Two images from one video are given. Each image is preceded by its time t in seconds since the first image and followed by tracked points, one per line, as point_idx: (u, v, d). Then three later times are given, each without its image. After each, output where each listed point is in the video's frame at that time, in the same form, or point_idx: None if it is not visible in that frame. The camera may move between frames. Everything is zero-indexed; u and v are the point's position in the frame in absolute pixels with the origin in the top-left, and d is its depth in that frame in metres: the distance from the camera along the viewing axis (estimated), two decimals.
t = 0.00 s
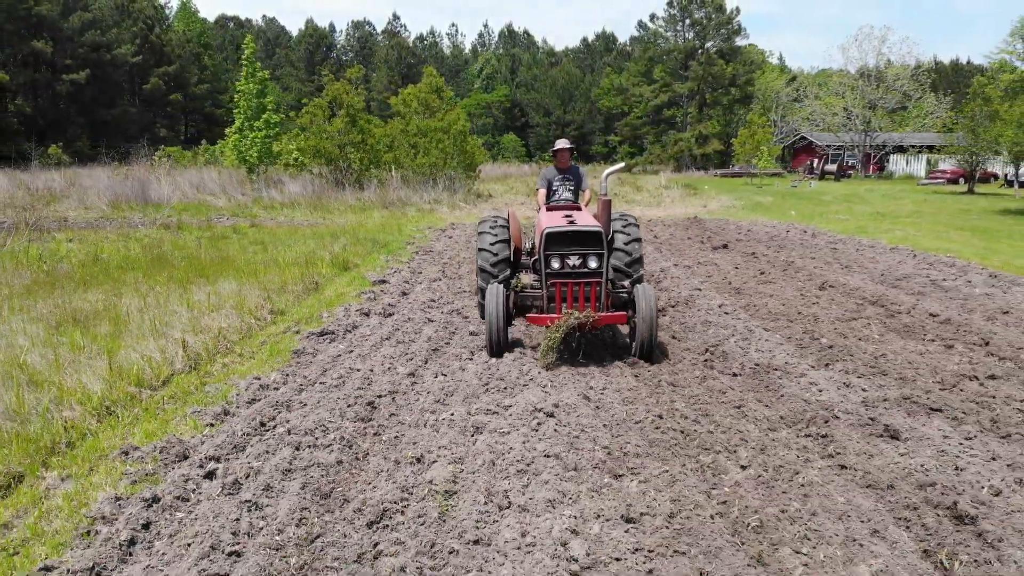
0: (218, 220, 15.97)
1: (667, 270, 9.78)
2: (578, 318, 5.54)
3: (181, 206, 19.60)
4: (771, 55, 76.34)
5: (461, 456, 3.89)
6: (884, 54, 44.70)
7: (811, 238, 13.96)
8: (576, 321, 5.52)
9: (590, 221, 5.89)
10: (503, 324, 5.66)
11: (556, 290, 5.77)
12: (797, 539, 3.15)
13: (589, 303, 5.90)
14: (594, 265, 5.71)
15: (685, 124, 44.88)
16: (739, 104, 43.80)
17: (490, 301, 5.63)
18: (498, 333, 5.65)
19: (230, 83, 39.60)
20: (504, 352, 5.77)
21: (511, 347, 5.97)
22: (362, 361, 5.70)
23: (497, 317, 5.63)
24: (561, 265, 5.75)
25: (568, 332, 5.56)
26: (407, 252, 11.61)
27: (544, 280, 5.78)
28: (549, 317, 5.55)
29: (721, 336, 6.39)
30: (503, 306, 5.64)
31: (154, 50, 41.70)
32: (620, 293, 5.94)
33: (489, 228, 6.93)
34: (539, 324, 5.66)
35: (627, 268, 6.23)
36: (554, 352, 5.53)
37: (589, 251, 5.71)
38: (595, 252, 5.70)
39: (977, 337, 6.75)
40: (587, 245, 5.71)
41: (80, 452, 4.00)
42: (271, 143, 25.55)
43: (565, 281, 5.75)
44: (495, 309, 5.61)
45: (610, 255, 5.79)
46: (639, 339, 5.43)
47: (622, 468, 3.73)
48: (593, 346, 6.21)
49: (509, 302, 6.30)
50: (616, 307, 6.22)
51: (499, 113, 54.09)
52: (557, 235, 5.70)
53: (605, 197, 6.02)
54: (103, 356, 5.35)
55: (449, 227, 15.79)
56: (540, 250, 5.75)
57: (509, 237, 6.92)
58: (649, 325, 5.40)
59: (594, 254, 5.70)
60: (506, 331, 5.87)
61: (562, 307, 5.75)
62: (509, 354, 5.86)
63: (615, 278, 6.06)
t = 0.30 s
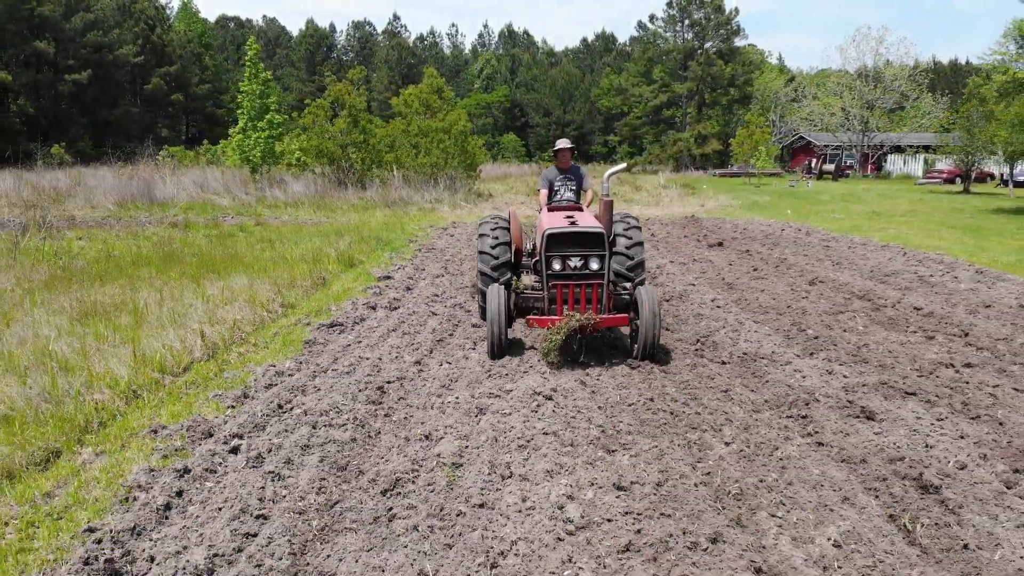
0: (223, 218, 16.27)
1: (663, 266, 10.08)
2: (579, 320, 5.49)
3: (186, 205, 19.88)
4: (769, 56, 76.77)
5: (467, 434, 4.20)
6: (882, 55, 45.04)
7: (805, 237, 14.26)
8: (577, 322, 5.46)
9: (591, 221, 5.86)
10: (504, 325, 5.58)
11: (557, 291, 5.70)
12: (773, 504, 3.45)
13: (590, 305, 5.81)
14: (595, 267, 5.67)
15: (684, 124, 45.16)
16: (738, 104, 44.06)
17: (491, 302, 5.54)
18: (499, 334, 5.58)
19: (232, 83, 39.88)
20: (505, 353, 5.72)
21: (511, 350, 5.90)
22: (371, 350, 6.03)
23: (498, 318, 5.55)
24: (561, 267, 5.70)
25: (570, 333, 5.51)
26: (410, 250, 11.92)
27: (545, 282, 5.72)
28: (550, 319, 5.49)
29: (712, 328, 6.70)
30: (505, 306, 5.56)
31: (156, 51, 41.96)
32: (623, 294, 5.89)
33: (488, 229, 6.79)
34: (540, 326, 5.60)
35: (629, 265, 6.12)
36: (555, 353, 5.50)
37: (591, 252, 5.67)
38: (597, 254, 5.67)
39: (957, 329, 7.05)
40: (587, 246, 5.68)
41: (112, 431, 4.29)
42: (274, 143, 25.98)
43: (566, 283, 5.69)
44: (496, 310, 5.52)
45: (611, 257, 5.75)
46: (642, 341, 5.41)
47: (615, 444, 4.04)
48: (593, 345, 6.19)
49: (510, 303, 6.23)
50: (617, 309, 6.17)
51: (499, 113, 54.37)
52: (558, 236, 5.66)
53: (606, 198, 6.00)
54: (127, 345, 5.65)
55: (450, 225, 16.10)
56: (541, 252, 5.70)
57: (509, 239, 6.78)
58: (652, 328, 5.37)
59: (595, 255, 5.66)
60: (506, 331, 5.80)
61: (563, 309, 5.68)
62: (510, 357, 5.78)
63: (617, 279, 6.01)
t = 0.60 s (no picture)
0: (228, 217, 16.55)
1: (660, 264, 10.38)
2: (580, 320, 5.57)
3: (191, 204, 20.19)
4: (768, 57, 77.15)
5: (472, 416, 4.52)
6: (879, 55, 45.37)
7: (800, 235, 14.58)
8: (578, 323, 5.54)
9: (593, 220, 5.97)
10: (503, 325, 5.63)
11: (558, 291, 5.83)
12: (753, 476, 3.76)
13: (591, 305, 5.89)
14: (597, 267, 5.77)
15: (683, 124, 45.50)
16: (736, 104, 44.36)
17: (490, 302, 5.58)
18: (499, 333, 5.62)
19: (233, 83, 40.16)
20: (504, 354, 5.74)
21: (510, 352, 5.92)
22: (379, 340, 6.38)
23: (497, 318, 5.59)
24: (562, 266, 5.82)
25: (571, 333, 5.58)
26: (413, 247, 12.23)
27: (546, 281, 5.82)
28: (550, 319, 5.58)
29: (704, 320, 7.02)
30: (504, 309, 5.58)
31: (157, 51, 42.21)
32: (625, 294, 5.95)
33: (488, 234, 6.85)
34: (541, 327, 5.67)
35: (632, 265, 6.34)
36: (556, 353, 5.57)
37: (592, 252, 5.79)
38: (598, 253, 5.77)
39: (939, 321, 7.38)
40: (589, 246, 5.79)
41: (140, 412, 4.59)
42: (277, 143, 26.35)
43: (568, 282, 5.80)
44: (495, 310, 5.56)
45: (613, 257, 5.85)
46: (644, 340, 5.42)
47: (610, 424, 4.35)
48: (595, 348, 6.20)
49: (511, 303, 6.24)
50: (618, 309, 6.24)
51: (499, 113, 54.67)
52: (559, 235, 5.78)
53: (608, 198, 6.10)
54: (148, 335, 5.96)
55: (451, 224, 16.40)
56: (542, 251, 5.81)
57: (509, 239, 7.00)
58: (653, 328, 5.38)
59: (597, 255, 5.77)
60: (507, 332, 5.83)
61: (564, 308, 5.78)
62: (509, 359, 5.80)
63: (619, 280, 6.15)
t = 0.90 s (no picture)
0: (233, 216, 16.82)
1: (656, 261, 10.66)
2: (581, 322, 5.40)
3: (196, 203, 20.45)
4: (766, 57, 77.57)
5: (476, 400, 4.80)
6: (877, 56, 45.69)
7: (795, 234, 14.88)
8: (579, 326, 5.37)
9: (595, 221, 5.92)
10: (502, 324, 5.60)
11: (558, 292, 5.75)
12: (738, 452, 4.05)
13: (592, 307, 5.82)
14: (598, 268, 5.71)
15: (683, 124, 45.81)
16: (735, 104, 44.62)
17: (489, 301, 5.52)
18: (497, 333, 5.59)
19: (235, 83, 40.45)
20: (504, 355, 5.72)
21: (509, 354, 5.84)
22: (386, 331, 6.69)
23: (496, 317, 5.55)
24: (563, 268, 5.75)
25: (571, 335, 5.43)
26: (416, 244, 12.53)
27: (546, 281, 5.74)
28: (550, 320, 5.45)
29: (698, 314, 7.29)
30: (504, 309, 5.54)
31: (159, 52, 42.46)
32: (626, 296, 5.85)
33: (489, 232, 7.04)
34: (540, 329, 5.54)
35: (633, 268, 6.28)
36: (556, 355, 5.42)
37: (593, 253, 5.72)
38: (599, 255, 5.70)
39: (923, 315, 7.67)
40: (590, 247, 5.72)
41: (164, 396, 4.88)
42: (279, 143, 26.64)
43: (569, 284, 5.73)
44: (495, 310, 5.52)
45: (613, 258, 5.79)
46: (645, 343, 5.30)
47: (605, 407, 4.64)
48: (594, 350, 6.11)
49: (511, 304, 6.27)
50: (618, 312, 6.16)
51: (499, 113, 54.97)
52: (559, 236, 5.72)
53: (611, 198, 6.05)
54: (167, 326, 6.25)
55: (452, 223, 16.69)
56: (543, 252, 5.73)
57: (510, 237, 7.28)
58: (656, 331, 5.26)
59: (598, 257, 5.70)
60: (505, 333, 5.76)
61: (565, 309, 5.73)
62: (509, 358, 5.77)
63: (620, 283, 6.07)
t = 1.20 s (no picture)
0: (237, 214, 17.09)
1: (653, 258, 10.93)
2: (584, 326, 5.36)
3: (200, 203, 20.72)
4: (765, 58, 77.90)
5: (479, 387, 5.08)
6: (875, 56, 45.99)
7: (790, 232, 15.17)
8: (582, 330, 5.33)
9: (597, 223, 6.06)
10: (504, 328, 5.52)
11: (561, 294, 5.87)
12: (723, 432, 4.35)
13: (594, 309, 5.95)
14: (601, 271, 5.83)
15: (682, 125, 46.10)
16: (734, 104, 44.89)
17: (491, 304, 5.47)
18: (499, 335, 5.49)
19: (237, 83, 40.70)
20: (506, 360, 5.63)
21: (513, 357, 5.79)
22: (391, 324, 6.99)
23: (498, 321, 5.47)
24: (566, 270, 5.86)
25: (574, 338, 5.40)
26: (419, 242, 12.83)
27: (549, 284, 5.83)
28: (553, 324, 5.43)
29: (691, 308, 7.59)
30: (506, 311, 5.48)
31: (161, 52, 42.68)
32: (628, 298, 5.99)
33: (489, 231, 7.30)
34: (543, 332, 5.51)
35: (634, 271, 6.54)
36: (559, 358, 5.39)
37: (595, 256, 5.85)
38: (602, 257, 5.83)
39: (909, 309, 7.97)
40: (593, 250, 5.85)
41: (185, 382, 5.17)
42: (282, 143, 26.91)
43: (571, 286, 5.84)
44: (497, 312, 5.46)
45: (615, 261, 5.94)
46: (649, 346, 5.29)
47: (601, 392, 4.94)
48: (597, 352, 6.09)
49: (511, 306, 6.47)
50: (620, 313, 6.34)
51: (499, 113, 55.20)
52: (563, 238, 5.85)
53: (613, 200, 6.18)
54: (183, 319, 6.55)
55: (453, 222, 16.97)
56: (546, 255, 5.83)
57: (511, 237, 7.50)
58: (660, 334, 5.26)
59: (601, 259, 5.83)
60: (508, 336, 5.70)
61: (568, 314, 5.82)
62: (513, 365, 5.68)
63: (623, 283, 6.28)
